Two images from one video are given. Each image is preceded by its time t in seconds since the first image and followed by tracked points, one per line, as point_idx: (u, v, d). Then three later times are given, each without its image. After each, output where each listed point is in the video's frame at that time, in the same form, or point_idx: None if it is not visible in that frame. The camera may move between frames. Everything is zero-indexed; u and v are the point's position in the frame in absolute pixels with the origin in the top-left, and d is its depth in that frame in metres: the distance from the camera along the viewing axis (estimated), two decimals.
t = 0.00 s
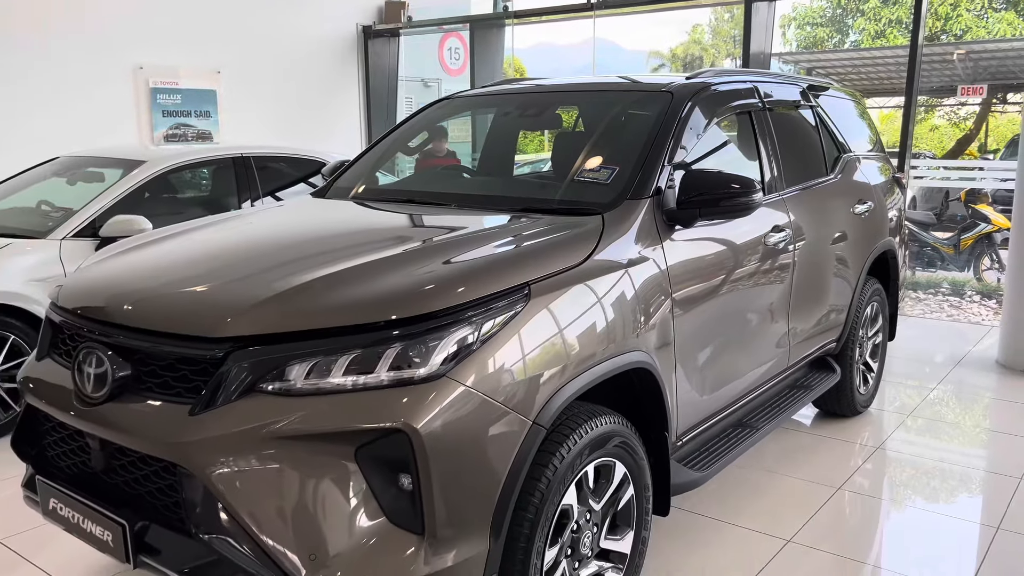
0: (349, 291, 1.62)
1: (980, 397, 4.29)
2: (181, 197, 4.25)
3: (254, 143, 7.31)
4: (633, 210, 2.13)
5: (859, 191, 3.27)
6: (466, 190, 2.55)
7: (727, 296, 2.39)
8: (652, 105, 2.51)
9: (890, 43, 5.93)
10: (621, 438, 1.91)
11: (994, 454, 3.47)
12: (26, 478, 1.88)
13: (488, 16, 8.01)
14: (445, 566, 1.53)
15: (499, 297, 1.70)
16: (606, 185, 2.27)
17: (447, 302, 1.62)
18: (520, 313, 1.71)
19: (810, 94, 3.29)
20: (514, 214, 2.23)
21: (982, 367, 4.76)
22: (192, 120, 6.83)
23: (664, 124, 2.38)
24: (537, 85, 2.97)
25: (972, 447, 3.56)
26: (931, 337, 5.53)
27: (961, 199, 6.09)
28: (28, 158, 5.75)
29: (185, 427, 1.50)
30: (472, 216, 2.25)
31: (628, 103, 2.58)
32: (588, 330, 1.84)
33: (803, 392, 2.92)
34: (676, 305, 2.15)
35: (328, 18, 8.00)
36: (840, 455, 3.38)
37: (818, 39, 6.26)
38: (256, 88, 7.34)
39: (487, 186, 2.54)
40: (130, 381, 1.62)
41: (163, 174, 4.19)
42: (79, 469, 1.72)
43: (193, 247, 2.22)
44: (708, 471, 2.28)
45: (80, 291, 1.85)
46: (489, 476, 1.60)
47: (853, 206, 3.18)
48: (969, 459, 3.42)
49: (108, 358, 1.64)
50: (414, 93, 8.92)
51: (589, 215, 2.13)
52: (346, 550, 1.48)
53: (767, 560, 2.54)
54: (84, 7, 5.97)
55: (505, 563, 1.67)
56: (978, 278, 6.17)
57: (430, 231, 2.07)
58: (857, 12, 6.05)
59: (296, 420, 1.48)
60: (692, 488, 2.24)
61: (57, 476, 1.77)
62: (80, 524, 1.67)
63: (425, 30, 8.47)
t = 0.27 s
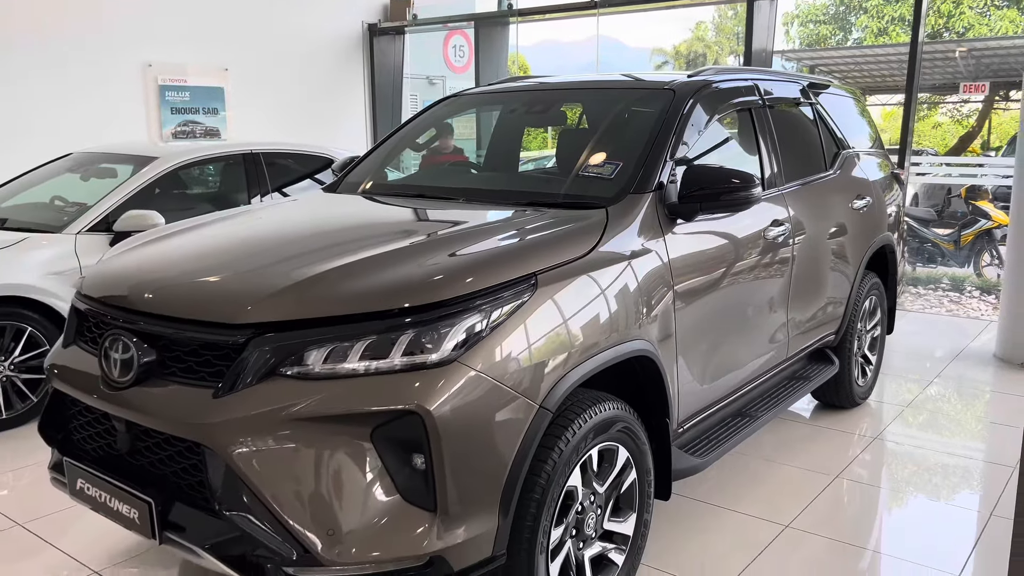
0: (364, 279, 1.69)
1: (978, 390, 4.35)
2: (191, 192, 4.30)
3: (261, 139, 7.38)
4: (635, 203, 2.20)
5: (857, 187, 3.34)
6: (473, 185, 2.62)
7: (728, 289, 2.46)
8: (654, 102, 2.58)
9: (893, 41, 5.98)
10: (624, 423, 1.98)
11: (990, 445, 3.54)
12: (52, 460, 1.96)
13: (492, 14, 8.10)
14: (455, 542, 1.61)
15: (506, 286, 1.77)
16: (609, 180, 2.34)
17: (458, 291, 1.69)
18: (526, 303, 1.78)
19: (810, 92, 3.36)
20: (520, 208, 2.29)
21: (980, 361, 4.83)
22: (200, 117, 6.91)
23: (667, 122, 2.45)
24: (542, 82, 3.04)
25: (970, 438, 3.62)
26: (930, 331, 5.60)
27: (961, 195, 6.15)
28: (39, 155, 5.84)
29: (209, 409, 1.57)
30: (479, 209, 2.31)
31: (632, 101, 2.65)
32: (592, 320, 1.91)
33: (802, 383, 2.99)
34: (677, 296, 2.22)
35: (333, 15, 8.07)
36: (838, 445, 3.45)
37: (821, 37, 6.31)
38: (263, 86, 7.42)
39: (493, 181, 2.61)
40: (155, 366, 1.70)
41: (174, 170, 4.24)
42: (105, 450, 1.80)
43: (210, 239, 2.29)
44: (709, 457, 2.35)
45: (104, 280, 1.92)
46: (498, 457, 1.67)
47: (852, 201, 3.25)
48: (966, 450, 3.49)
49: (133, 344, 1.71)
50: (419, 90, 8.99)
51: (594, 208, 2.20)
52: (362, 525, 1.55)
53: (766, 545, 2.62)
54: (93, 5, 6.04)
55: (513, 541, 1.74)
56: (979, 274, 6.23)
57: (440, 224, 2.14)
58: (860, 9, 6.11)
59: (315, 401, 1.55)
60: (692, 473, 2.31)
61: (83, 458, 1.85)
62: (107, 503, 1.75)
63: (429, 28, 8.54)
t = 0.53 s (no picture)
0: (371, 269, 1.75)
1: (972, 384, 4.41)
2: (197, 188, 4.35)
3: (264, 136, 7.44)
4: (633, 197, 2.27)
5: (852, 182, 3.40)
6: (475, 179, 2.68)
7: (726, 281, 2.52)
8: (652, 99, 2.64)
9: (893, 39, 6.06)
10: (621, 410, 2.05)
11: (983, 436, 3.61)
12: (68, 446, 2.03)
13: (494, 12, 8.17)
14: (459, 521, 1.67)
15: (508, 277, 1.83)
16: (608, 174, 2.40)
17: (462, 281, 1.75)
18: (527, 293, 1.84)
19: (807, 90, 3.42)
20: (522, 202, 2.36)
21: (975, 355, 4.89)
22: (205, 114, 6.98)
23: (664, 119, 2.51)
24: (543, 80, 3.10)
25: (963, 430, 3.69)
26: (926, 326, 5.67)
27: (959, 191, 6.20)
28: (45, 152, 5.90)
29: (222, 393, 1.64)
30: (481, 203, 2.38)
31: (630, 98, 2.71)
32: (591, 310, 1.97)
33: (797, 374, 3.05)
34: (674, 288, 2.29)
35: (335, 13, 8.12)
36: (834, 437, 3.52)
37: (821, 35, 6.35)
38: (267, 83, 7.49)
39: (495, 176, 2.67)
40: (170, 353, 1.77)
41: (180, 167, 4.29)
42: (120, 435, 1.87)
43: (219, 232, 2.36)
44: (705, 445, 2.42)
45: (119, 271, 1.99)
46: (501, 440, 1.74)
47: (847, 196, 3.31)
48: (959, 441, 3.55)
49: (148, 332, 1.78)
50: (421, 87, 9.05)
51: (593, 201, 2.27)
52: (369, 505, 1.62)
53: (760, 531, 2.69)
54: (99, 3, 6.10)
55: (513, 522, 1.81)
56: (976, 270, 6.29)
57: (444, 217, 2.20)
58: (860, 7, 6.14)
59: (324, 386, 1.62)
60: (689, 460, 2.38)
61: (99, 442, 1.92)
62: (123, 485, 1.82)
63: (431, 26, 8.60)
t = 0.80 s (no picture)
0: (371, 260, 1.81)
1: (964, 377, 4.47)
2: (199, 184, 4.40)
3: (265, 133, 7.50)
4: (627, 190, 2.32)
5: (845, 177, 3.46)
6: (473, 174, 2.74)
7: (719, 274, 2.58)
8: (647, 96, 2.70)
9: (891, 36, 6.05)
10: (614, 398, 2.11)
11: (974, 427, 3.67)
12: (78, 433, 2.09)
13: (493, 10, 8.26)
14: (457, 503, 1.74)
15: (504, 268, 1.89)
16: (603, 169, 2.46)
17: (459, 272, 1.81)
18: (523, 283, 1.90)
19: (801, 87, 3.47)
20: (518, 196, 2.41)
21: (968, 350, 4.96)
22: (206, 111, 7.03)
23: (658, 115, 2.57)
24: (541, 77, 3.16)
25: (953, 421, 3.75)
26: (920, 321, 5.73)
27: (955, 188, 6.24)
28: (48, 148, 5.96)
29: (227, 379, 1.70)
30: (479, 197, 2.43)
31: (626, 94, 2.77)
32: (586, 301, 2.03)
33: (789, 366, 3.11)
34: (667, 280, 2.34)
35: (335, 11, 8.17)
36: (826, 428, 3.58)
37: (819, 32, 6.40)
38: (268, 80, 7.54)
39: (493, 171, 2.73)
40: (176, 341, 1.82)
41: (183, 163, 4.34)
42: (129, 422, 1.93)
43: (223, 226, 2.41)
44: (697, 433, 2.48)
45: (126, 262, 2.05)
46: (497, 425, 1.79)
47: (839, 192, 3.37)
48: (951, 432, 3.61)
49: (155, 321, 1.84)
50: (421, 85, 9.11)
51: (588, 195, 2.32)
52: (370, 487, 1.68)
53: (752, 519, 2.75)
54: None
55: (509, 505, 1.87)
56: (971, 266, 6.35)
57: (442, 211, 2.25)
58: (859, 5, 6.18)
59: (326, 373, 1.67)
60: (682, 449, 2.44)
61: (108, 429, 1.98)
62: (132, 469, 1.88)
63: (431, 24, 8.66)
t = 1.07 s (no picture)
0: (371, 253, 1.86)
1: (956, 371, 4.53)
2: (200, 181, 4.44)
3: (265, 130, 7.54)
4: (622, 186, 2.37)
5: (837, 174, 3.51)
6: (471, 170, 2.79)
7: (713, 269, 2.63)
8: (642, 93, 2.75)
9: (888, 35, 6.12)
10: (609, 388, 2.16)
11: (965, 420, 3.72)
12: (85, 422, 2.14)
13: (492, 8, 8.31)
14: (455, 488, 1.79)
15: (501, 261, 1.94)
16: (598, 165, 2.50)
17: (457, 265, 1.86)
18: (519, 276, 1.95)
19: (795, 85, 3.52)
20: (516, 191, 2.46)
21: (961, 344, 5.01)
22: (207, 108, 7.07)
23: (653, 112, 2.62)
24: (537, 75, 3.21)
25: (945, 414, 3.80)
26: (914, 317, 5.79)
27: (950, 185, 6.29)
28: (49, 145, 6.00)
29: (232, 369, 1.75)
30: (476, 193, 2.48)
31: (621, 92, 2.82)
32: (581, 294, 2.08)
33: (782, 359, 3.16)
34: (661, 275, 2.39)
35: (334, 9, 8.21)
36: (819, 421, 3.63)
37: (816, 31, 6.43)
38: (269, 78, 7.59)
39: (490, 167, 2.78)
40: (181, 332, 1.87)
41: (184, 160, 4.38)
42: (135, 411, 1.98)
43: (226, 221, 2.46)
44: (691, 425, 2.53)
45: (131, 256, 2.10)
46: (494, 414, 1.84)
47: (832, 188, 3.42)
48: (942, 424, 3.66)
49: (161, 312, 1.89)
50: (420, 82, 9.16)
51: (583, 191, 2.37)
52: (370, 474, 1.73)
53: (744, 508, 2.81)
54: None
55: (505, 492, 1.92)
56: (965, 262, 6.40)
57: (440, 206, 2.30)
58: (856, 3, 6.22)
59: (328, 363, 1.72)
60: (675, 439, 2.49)
61: (115, 418, 2.03)
62: (138, 457, 1.93)
63: (430, 22, 8.70)
